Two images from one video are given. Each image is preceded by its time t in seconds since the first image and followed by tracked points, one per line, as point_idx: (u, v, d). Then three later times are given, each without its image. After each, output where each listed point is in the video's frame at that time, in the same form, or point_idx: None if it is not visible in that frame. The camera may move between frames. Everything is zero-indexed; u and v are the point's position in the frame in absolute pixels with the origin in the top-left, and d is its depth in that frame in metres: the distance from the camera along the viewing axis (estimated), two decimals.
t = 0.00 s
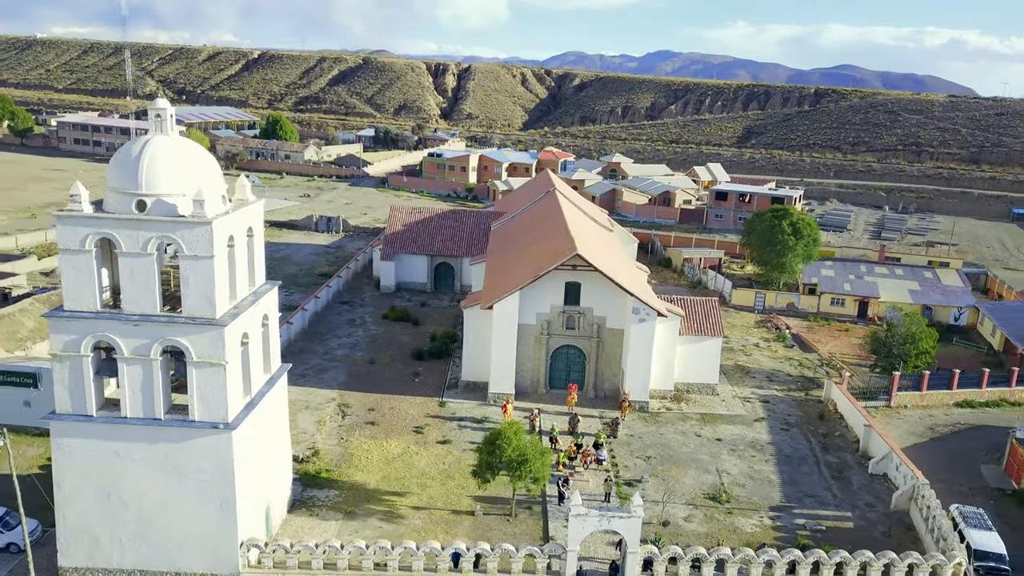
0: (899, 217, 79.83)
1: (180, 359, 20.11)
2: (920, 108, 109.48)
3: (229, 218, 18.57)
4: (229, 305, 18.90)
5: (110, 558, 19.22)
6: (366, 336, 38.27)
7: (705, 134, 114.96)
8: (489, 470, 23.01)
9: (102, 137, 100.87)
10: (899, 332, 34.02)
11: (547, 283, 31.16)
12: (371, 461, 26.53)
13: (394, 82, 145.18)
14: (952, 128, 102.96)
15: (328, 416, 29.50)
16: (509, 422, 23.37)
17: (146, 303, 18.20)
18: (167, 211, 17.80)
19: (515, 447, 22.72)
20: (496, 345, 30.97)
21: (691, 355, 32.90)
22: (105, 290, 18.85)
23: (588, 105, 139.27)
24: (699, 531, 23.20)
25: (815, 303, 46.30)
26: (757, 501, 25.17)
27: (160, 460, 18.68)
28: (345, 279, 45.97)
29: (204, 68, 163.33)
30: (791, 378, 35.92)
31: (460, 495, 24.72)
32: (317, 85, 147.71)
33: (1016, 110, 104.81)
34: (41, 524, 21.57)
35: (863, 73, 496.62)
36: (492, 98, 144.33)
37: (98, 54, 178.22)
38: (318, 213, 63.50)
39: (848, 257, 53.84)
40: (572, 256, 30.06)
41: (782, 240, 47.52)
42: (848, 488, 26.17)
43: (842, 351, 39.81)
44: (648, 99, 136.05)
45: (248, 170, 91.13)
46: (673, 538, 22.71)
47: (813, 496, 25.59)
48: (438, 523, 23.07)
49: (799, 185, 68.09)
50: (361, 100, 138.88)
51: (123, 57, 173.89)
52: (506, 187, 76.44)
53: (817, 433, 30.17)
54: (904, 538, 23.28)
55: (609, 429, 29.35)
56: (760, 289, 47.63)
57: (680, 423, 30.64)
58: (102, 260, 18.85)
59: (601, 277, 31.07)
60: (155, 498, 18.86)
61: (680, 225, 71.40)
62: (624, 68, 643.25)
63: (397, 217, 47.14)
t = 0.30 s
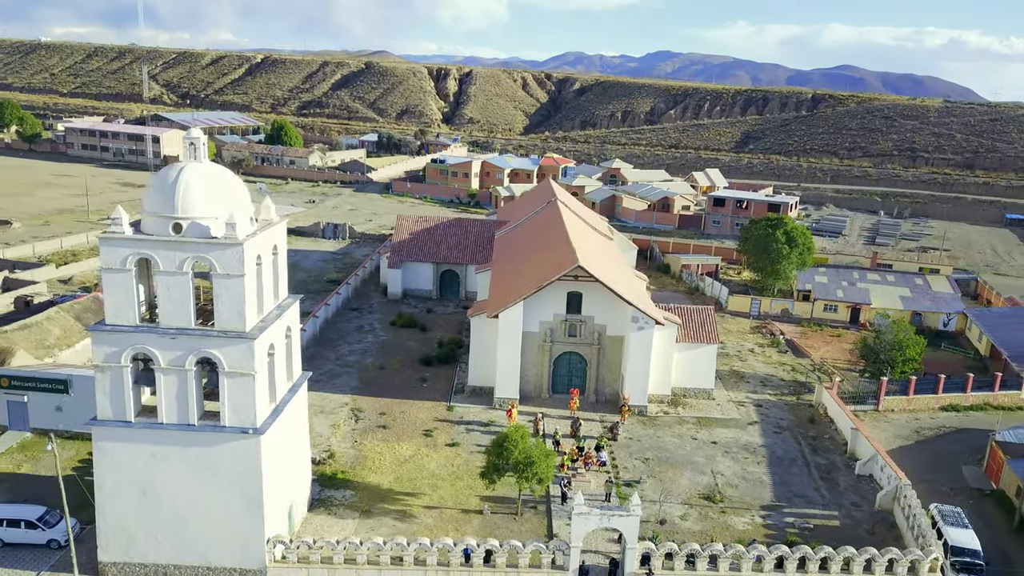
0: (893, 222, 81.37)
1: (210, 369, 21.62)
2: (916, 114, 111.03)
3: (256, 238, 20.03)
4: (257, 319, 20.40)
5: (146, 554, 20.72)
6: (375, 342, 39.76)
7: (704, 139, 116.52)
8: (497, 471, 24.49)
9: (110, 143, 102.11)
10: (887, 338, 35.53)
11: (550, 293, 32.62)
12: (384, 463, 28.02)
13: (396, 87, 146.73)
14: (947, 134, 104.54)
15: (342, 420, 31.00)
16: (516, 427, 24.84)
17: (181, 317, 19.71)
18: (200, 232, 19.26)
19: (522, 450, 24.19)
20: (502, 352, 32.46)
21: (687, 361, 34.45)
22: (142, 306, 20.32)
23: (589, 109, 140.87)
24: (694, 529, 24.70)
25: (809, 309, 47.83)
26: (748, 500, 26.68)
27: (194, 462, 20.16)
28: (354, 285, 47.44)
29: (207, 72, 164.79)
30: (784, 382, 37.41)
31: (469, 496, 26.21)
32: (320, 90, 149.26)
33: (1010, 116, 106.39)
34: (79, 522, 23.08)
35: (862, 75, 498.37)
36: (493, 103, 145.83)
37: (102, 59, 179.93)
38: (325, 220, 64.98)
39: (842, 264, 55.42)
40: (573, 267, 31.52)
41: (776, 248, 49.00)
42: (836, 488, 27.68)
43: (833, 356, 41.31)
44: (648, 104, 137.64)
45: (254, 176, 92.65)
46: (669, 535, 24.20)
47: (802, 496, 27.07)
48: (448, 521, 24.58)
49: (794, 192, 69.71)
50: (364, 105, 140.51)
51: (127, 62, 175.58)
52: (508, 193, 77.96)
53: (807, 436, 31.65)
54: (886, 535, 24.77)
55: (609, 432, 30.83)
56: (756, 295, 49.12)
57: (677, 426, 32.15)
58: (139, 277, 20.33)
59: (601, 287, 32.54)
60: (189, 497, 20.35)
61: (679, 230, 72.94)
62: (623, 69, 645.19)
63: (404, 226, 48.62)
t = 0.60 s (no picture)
0: (888, 225, 82.68)
1: (233, 375, 22.92)
2: (912, 117, 112.37)
3: (277, 253, 21.32)
4: (278, 328, 21.71)
5: (173, 548, 22.05)
6: (382, 346, 41.07)
7: (702, 142, 117.86)
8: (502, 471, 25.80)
9: (115, 146, 103.24)
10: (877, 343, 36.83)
11: (552, 299, 33.91)
12: (393, 463, 29.34)
13: (398, 89, 148.04)
14: (942, 137, 105.91)
15: (352, 421, 32.32)
16: (521, 428, 26.15)
17: (207, 327, 21.01)
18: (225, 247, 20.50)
19: (526, 451, 25.49)
20: (505, 355, 33.77)
21: (683, 364, 35.78)
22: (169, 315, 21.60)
23: (588, 112, 142.19)
24: (688, 525, 26.05)
25: (803, 313, 49.16)
26: (741, 498, 28.01)
27: (218, 462, 21.46)
28: (360, 290, 48.74)
29: (210, 74, 166.04)
30: (778, 385, 38.72)
31: (474, 494, 27.53)
32: (321, 92, 150.52)
33: (1005, 119, 107.70)
34: (107, 519, 24.40)
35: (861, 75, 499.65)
36: (493, 105, 147.04)
37: (105, 62, 181.17)
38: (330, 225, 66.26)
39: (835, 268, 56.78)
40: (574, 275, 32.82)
41: (770, 254, 50.14)
42: (825, 486, 29.02)
43: (826, 359, 42.65)
44: (647, 107, 138.98)
45: (258, 179, 93.91)
46: (665, 532, 25.52)
47: (792, 494, 28.40)
48: (455, 518, 25.89)
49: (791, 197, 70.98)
50: (366, 108, 141.86)
51: (130, 64, 176.80)
52: (509, 197, 79.26)
53: (799, 437, 32.97)
54: (872, 531, 26.11)
55: (608, 433, 32.13)
56: (751, 299, 50.44)
57: (674, 427, 33.48)
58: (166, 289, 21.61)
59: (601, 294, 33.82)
60: (214, 495, 21.66)
61: (677, 234, 74.27)
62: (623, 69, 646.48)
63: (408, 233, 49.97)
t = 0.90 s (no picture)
0: (884, 228, 84.00)
1: (253, 379, 24.25)
2: (908, 120, 113.67)
3: (295, 265, 22.63)
4: (296, 335, 23.04)
5: (197, 543, 23.38)
6: (388, 349, 42.39)
7: (701, 146, 119.20)
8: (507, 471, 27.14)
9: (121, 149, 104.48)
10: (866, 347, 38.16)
11: (554, 305, 35.22)
12: (402, 463, 30.67)
13: (399, 92, 149.37)
14: (938, 141, 107.26)
15: (362, 423, 33.65)
16: (524, 430, 27.47)
17: (230, 335, 22.33)
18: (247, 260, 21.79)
19: (529, 452, 26.81)
20: (508, 359, 35.11)
21: (680, 368, 37.13)
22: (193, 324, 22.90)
23: (589, 115, 143.54)
24: (684, 522, 27.40)
25: (797, 317, 50.47)
26: (734, 496, 29.36)
27: (240, 462, 22.78)
28: (366, 293, 50.07)
29: (213, 76, 167.32)
30: (772, 388, 40.05)
31: (479, 492, 28.89)
32: (323, 95, 151.83)
33: (1000, 123, 109.04)
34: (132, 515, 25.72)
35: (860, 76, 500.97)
36: (494, 108, 148.34)
37: (108, 64, 182.44)
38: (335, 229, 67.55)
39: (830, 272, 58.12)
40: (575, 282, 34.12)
41: (764, 261, 51.42)
42: (814, 485, 30.36)
43: (818, 362, 43.99)
44: (647, 110, 140.35)
45: (263, 183, 95.22)
46: (662, 528, 26.87)
47: (783, 492, 29.74)
48: (462, 515, 27.24)
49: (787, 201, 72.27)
50: (368, 110, 143.25)
51: (133, 66, 178.06)
52: (510, 201, 80.60)
53: (791, 438, 34.30)
54: (857, 528, 27.47)
55: (608, 434, 33.49)
56: (747, 303, 51.75)
57: (670, 428, 34.84)
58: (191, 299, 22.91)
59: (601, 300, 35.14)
60: (236, 493, 22.98)
61: (675, 237, 75.61)
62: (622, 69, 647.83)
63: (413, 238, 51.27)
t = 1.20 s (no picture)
0: (879, 230, 85.32)
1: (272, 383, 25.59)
2: (905, 122, 114.95)
3: (312, 276, 23.96)
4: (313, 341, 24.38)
5: (218, 538, 24.74)
6: (394, 351, 43.74)
7: (700, 147, 120.51)
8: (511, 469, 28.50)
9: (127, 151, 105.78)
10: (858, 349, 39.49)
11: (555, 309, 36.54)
12: (410, 461, 32.02)
13: (401, 93, 150.62)
14: (934, 142, 108.58)
15: (371, 423, 35.01)
16: (528, 430, 28.82)
17: (251, 342, 23.69)
18: (267, 271, 23.12)
19: (532, 451, 28.15)
20: (511, 361, 36.46)
21: (676, 370, 38.49)
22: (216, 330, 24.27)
23: (589, 115, 144.88)
24: (680, 518, 28.77)
25: (792, 318, 51.82)
26: (728, 493, 30.74)
27: (259, 462, 24.11)
28: (372, 296, 51.41)
29: (216, 77, 168.59)
30: (766, 389, 41.39)
31: (484, 489, 30.27)
32: (326, 96, 153.06)
33: (995, 125, 110.38)
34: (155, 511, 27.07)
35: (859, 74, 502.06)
36: (495, 108, 149.59)
37: (111, 65, 183.63)
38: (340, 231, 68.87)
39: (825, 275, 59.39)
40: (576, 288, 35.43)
41: (760, 264, 52.78)
42: (805, 483, 31.74)
43: (811, 363, 45.35)
44: (646, 111, 141.63)
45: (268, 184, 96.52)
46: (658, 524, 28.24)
47: (775, 490, 31.12)
48: (467, 511, 28.62)
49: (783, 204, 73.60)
50: (370, 111, 144.51)
51: (137, 66, 179.18)
52: (512, 203, 81.90)
53: (783, 438, 35.64)
54: (845, 523, 28.84)
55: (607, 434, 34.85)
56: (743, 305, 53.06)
57: (667, 428, 36.21)
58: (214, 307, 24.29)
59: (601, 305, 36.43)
60: (256, 491, 24.33)
61: (674, 239, 76.94)
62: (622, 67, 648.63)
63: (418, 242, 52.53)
